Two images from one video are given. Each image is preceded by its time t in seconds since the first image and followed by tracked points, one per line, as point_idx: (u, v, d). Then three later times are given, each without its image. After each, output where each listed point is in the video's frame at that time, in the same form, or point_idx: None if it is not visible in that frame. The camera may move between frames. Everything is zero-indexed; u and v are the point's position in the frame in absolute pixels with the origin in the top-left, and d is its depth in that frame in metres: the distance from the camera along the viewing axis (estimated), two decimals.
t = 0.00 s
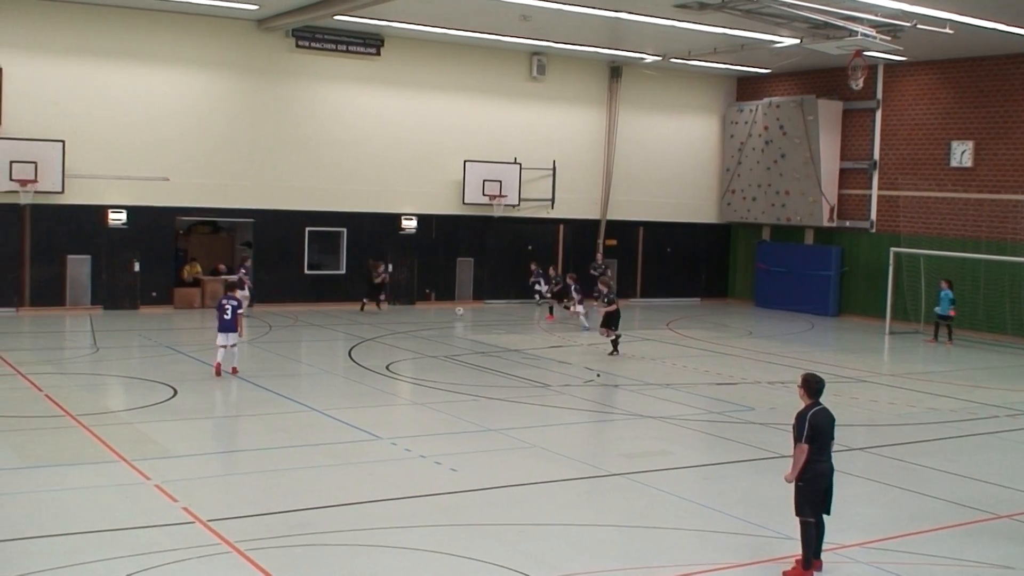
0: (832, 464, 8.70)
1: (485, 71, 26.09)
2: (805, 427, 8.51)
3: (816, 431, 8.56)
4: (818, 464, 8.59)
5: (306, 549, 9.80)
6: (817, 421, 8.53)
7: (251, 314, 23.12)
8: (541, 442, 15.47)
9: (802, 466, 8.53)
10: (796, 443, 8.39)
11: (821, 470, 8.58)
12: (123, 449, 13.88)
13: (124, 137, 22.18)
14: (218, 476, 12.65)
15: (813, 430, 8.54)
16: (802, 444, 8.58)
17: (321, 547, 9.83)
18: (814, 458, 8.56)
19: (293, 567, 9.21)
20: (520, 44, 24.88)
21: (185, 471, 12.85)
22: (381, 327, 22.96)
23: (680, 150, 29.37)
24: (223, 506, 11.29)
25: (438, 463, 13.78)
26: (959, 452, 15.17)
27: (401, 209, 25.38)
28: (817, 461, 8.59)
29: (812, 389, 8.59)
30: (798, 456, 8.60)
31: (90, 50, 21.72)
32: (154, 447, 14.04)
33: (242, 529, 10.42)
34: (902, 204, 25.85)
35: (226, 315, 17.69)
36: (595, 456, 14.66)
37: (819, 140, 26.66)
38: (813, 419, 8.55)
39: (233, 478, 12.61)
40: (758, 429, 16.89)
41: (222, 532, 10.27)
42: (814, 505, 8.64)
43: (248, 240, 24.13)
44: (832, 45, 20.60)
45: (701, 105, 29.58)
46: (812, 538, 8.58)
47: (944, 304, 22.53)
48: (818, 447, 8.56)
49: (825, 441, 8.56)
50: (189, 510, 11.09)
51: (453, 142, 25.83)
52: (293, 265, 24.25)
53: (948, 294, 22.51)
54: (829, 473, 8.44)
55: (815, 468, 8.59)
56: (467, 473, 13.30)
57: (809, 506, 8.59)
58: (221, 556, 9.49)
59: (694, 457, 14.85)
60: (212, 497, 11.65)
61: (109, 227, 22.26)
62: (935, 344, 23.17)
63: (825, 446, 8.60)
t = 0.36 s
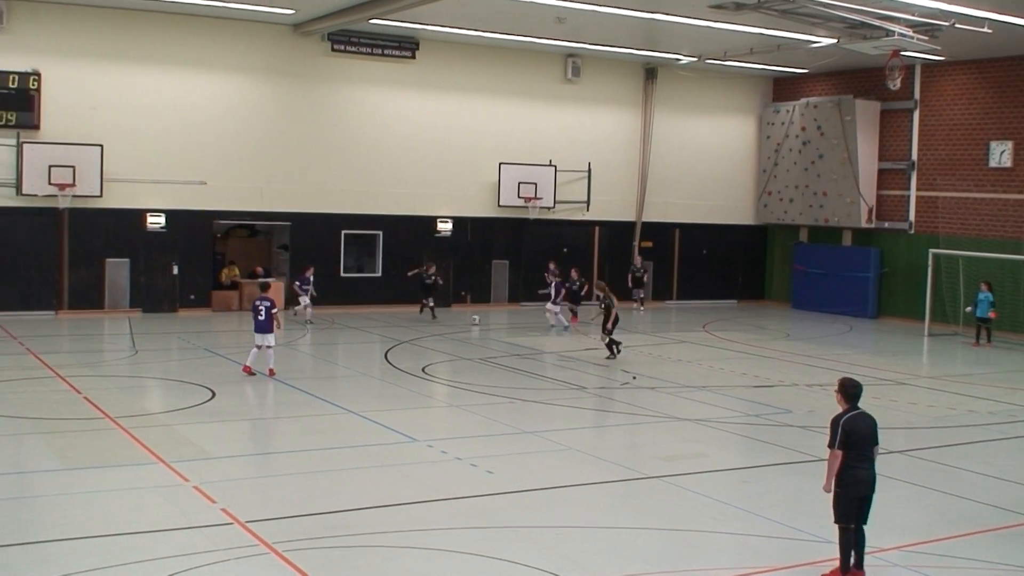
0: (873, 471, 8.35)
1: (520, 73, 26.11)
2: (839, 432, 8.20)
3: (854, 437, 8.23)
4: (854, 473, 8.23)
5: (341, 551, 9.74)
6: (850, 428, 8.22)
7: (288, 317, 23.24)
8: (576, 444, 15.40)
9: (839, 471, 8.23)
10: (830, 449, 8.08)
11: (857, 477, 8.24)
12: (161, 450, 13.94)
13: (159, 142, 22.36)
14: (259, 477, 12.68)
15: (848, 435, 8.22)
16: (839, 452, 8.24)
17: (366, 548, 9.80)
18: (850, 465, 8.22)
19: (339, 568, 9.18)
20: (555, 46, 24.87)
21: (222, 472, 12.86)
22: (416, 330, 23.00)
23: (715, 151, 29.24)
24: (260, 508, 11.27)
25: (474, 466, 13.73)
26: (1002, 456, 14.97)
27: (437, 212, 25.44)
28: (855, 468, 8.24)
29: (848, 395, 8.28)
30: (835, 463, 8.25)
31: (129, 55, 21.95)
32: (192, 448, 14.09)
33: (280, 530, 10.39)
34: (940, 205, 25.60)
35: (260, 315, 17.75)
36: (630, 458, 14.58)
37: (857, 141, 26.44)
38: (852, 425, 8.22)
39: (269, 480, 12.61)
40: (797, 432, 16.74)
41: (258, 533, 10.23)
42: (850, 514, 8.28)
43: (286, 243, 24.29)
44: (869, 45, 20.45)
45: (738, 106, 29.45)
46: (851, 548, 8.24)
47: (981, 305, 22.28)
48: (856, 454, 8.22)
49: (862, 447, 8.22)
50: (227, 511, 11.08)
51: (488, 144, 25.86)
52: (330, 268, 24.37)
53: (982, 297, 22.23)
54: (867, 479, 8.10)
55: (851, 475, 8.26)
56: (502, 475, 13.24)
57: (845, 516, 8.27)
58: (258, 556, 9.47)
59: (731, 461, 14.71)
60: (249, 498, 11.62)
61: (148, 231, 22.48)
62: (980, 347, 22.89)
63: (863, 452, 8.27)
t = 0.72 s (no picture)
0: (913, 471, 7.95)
1: (553, 73, 26.13)
2: (882, 436, 7.68)
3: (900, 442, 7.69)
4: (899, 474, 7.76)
5: (374, 551, 9.63)
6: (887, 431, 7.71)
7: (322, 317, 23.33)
8: (607, 445, 15.34)
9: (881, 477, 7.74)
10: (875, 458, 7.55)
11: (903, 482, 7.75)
12: (196, 448, 13.96)
13: (193, 142, 22.49)
14: (295, 476, 12.66)
15: (891, 439, 7.69)
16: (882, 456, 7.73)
17: (415, 546, 9.80)
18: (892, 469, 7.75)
19: (389, 565, 9.18)
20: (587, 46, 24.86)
21: (255, 471, 12.80)
22: (448, 330, 23.06)
23: (747, 151, 29.14)
24: (292, 507, 11.17)
25: (507, 467, 13.67)
26: None
27: (469, 212, 25.49)
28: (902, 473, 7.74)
29: (885, 398, 7.74)
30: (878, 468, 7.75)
31: (164, 56, 22.09)
32: (227, 447, 14.08)
33: (314, 530, 10.30)
34: (976, 205, 25.44)
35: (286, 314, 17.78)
36: (663, 459, 14.50)
37: (892, 140, 26.30)
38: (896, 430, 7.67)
39: (303, 479, 12.53)
40: (832, 433, 16.65)
41: (293, 533, 10.15)
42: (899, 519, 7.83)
43: (320, 244, 24.38)
44: (904, 45, 20.33)
45: (771, 106, 29.34)
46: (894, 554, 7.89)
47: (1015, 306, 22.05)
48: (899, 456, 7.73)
49: (905, 451, 7.72)
50: (263, 510, 11.01)
51: (520, 144, 25.88)
52: (364, 268, 24.47)
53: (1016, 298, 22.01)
54: (913, 486, 7.65)
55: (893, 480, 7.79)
56: (537, 475, 13.18)
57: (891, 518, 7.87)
58: (294, 556, 9.39)
59: (764, 462, 14.58)
60: (281, 498, 11.52)
61: (183, 231, 22.64)
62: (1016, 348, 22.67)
63: (906, 455, 7.77)
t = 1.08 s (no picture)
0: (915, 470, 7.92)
1: (575, 71, 26.14)
2: (915, 444, 7.57)
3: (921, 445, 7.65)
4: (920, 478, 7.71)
5: (396, 549, 9.53)
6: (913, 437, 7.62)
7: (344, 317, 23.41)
8: (629, 444, 15.30)
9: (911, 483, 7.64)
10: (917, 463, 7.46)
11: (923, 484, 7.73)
12: (218, 446, 13.94)
13: (216, 141, 22.56)
14: (320, 473, 12.64)
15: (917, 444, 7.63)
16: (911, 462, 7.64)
17: (448, 543, 9.78)
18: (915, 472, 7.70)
19: (424, 562, 9.16)
20: (609, 44, 24.83)
21: (276, 469, 12.74)
22: (468, 328, 23.10)
23: (768, 150, 29.07)
24: (314, 504, 11.08)
25: (529, 465, 13.61)
26: None
27: (490, 210, 25.52)
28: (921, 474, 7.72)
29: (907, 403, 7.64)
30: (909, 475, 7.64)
31: (186, 55, 22.17)
32: (248, 445, 14.05)
33: (334, 527, 10.19)
34: (999, 204, 25.33)
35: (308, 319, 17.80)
36: (684, 458, 14.43)
37: (914, 139, 26.22)
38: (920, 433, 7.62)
39: (324, 477, 12.45)
40: (856, 433, 16.60)
41: (315, 530, 10.06)
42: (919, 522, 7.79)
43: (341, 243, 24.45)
44: (927, 43, 20.24)
45: (793, 105, 29.26)
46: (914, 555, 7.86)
47: None
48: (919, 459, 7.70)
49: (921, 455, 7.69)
50: (283, 508, 10.88)
51: (541, 143, 25.89)
52: (385, 267, 24.55)
53: None
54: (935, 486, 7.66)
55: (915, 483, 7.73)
56: (557, 473, 13.11)
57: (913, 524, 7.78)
58: (315, 553, 9.29)
59: (785, 461, 14.48)
60: (302, 495, 11.43)
61: (205, 229, 22.73)
62: None
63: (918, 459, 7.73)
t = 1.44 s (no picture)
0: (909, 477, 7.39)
1: (600, 67, 26.11)
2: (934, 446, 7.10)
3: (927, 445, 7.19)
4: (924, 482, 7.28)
5: (422, 543, 9.56)
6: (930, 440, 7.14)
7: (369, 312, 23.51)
8: (652, 440, 15.30)
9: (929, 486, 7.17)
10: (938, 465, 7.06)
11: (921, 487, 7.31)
12: (243, 439, 14.02)
13: (242, 136, 22.69)
14: (345, 467, 12.70)
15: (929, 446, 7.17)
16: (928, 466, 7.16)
17: (475, 536, 9.82)
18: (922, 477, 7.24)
19: (452, 555, 9.20)
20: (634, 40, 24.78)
21: (301, 463, 12.79)
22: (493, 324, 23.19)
23: (795, 145, 28.94)
24: (338, 498, 11.14)
25: (551, 460, 13.61)
26: None
27: (514, 207, 25.55)
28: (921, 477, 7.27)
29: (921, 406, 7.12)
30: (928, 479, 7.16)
31: (213, 52, 22.29)
32: (273, 439, 14.13)
33: (357, 521, 10.24)
34: None
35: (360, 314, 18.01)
36: (708, 455, 14.39)
37: (942, 135, 26.05)
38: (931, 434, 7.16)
39: (351, 470, 12.53)
40: (883, 430, 16.52)
41: (339, 523, 10.12)
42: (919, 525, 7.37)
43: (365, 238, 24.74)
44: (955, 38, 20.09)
45: (820, 100, 29.11)
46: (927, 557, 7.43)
47: None
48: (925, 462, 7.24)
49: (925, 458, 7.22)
50: (308, 501, 10.97)
51: (566, 138, 25.89)
52: (410, 262, 24.67)
53: None
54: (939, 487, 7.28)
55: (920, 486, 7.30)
56: (579, 469, 13.10)
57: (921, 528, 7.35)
58: (339, 546, 9.32)
59: (809, 458, 14.43)
60: (325, 489, 11.48)
61: (231, 225, 22.89)
62: None
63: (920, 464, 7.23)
